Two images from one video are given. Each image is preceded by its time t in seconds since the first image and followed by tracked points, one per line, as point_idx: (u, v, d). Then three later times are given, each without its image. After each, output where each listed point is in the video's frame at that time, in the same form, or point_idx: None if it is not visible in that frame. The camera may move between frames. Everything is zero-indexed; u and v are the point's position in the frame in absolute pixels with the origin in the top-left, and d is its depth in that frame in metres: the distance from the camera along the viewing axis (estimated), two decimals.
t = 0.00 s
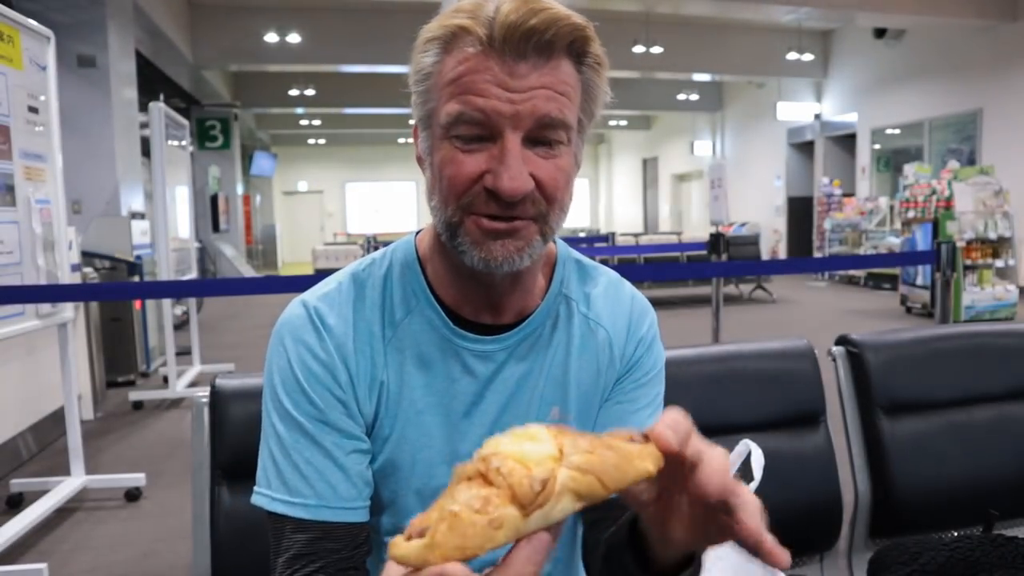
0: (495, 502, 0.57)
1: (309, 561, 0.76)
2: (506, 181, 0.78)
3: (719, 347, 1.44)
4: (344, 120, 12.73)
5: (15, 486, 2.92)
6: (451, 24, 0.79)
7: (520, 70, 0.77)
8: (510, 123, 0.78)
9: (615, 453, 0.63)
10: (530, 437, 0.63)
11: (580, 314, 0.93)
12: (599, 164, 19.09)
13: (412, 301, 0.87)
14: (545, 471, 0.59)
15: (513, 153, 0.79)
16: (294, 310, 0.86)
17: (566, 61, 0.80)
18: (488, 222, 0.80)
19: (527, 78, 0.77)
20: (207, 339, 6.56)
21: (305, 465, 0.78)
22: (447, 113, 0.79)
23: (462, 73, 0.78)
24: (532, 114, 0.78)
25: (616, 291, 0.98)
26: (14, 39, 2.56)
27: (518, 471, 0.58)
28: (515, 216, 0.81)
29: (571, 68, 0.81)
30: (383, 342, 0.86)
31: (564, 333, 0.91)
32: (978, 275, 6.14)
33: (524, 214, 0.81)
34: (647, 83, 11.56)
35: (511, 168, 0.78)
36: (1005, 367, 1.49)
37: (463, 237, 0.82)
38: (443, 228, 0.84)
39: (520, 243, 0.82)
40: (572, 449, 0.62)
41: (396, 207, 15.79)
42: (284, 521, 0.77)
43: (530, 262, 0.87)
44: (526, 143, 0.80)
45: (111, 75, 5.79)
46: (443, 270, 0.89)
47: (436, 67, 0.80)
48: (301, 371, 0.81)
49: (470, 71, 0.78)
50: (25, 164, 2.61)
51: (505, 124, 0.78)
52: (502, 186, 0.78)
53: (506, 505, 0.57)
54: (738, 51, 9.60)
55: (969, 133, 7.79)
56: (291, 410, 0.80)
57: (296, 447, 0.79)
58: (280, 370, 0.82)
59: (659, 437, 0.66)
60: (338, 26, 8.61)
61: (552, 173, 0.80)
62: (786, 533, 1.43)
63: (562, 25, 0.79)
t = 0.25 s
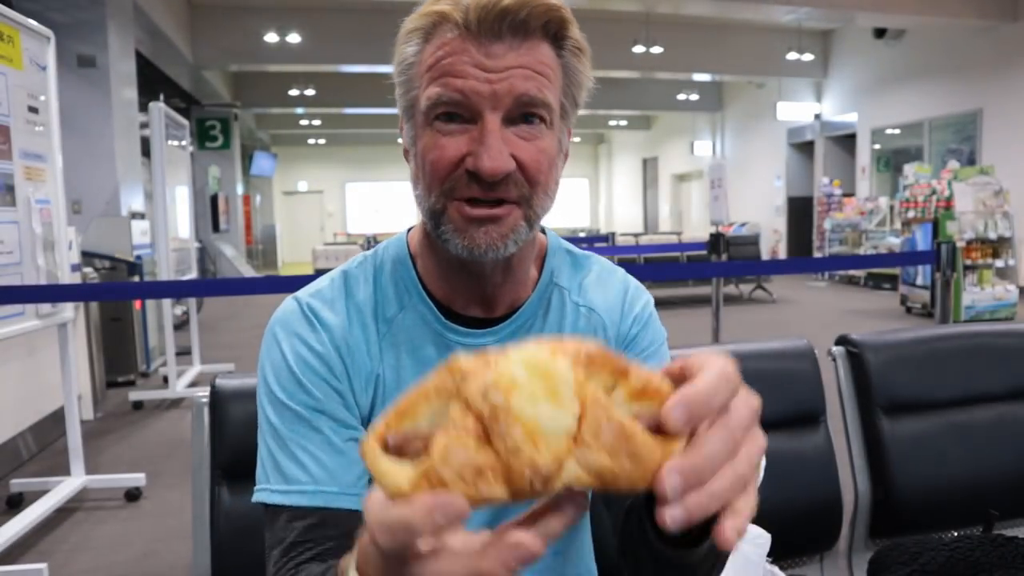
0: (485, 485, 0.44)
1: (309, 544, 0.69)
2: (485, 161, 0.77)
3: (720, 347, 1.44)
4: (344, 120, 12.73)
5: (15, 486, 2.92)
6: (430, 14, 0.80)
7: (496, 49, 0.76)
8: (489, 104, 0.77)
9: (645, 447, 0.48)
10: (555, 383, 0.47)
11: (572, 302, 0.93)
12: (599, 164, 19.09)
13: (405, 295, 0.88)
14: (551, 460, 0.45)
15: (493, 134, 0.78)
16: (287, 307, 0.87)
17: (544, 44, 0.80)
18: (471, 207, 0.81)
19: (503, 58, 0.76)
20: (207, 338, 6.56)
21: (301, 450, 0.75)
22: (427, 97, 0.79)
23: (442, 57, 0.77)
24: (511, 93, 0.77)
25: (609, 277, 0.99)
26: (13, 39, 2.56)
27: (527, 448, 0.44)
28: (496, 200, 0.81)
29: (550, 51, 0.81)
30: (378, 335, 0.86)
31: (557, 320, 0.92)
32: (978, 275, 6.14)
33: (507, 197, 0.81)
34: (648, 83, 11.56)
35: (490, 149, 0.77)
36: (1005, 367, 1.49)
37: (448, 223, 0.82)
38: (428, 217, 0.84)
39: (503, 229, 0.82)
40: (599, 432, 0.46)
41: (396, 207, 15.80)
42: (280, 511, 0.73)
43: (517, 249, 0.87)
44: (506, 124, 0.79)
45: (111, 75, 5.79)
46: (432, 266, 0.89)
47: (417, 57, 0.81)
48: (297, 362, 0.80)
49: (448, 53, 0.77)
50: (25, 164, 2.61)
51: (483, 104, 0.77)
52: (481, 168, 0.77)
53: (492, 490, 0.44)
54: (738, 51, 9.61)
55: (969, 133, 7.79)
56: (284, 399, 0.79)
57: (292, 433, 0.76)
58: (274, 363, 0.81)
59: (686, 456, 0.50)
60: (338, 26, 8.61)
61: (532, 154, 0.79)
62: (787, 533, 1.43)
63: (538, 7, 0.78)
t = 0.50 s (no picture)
0: (410, 412, 0.45)
1: (301, 527, 0.71)
2: (472, 141, 0.83)
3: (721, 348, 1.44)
4: (344, 120, 12.71)
5: (15, 486, 2.92)
6: None
7: (483, 31, 0.82)
8: (476, 84, 0.82)
9: (600, 364, 0.48)
10: (493, 287, 0.48)
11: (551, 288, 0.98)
12: (599, 164, 19.07)
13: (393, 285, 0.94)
14: (486, 381, 0.46)
15: (480, 115, 0.84)
16: (277, 301, 0.93)
17: (530, 27, 0.85)
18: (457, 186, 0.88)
19: (490, 37, 0.82)
20: (207, 339, 6.55)
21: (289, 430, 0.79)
22: (418, 77, 0.85)
23: (431, 39, 0.83)
24: (498, 74, 0.82)
25: (600, 263, 1.01)
26: (13, 38, 2.56)
27: (457, 368, 0.46)
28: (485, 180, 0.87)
29: (536, 34, 0.86)
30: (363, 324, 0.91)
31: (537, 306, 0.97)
32: (978, 275, 6.14)
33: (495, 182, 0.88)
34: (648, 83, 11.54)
35: (477, 129, 0.83)
36: (1005, 368, 1.49)
37: (439, 208, 0.90)
38: (421, 200, 0.92)
39: (492, 219, 0.90)
40: (546, 349, 0.47)
41: (396, 207, 15.78)
42: (277, 496, 0.77)
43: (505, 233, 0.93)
44: (494, 105, 0.85)
45: (111, 75, 5.79)
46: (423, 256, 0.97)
47: (408, 41, 0.88)
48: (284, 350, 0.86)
49: (438, 35, 0.83)
50: (25, 164, 2.61)
51: (470, 85, 0.82)
52: (469, 147, 0.83)
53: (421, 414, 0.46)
54: (739, 51, 9.61)
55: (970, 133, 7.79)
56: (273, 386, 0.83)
57: (279, 415, 0.81)
58: (263, 354, 0.87)
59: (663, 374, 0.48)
60: (338, 25, 8.61)
61: (521, 136, 0.85)
62: (786, 534, 1.44)
63: None
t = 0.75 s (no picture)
0: (415, 445, 0.45)
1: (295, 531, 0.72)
2: (471, 139, 0.83)
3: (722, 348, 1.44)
4: (344, 120, 12.72)
5: (15, 486, 2.92)
6: None
7: (481, 27, 0.82)
8: (474, 82, 0.83)
9: (609, 392, 0.49)
10: (496, 308, 0.49)
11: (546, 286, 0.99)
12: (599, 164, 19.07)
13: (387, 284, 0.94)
14: (493, 414, 0.47)
15: (478, 113, 0.85)
16: (270, 302, 0.93)
17: (529, 24, 0.86)
18: (453, 186, 0.89)
19: (489, 35, 0.83)
20: (206, 339, 6.55)
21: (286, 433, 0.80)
22: (412, 73, 0.85)
23: (426, 36, 0.84)
24: (496, 71, 0.83)
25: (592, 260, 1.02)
26: (13, 38, 2.56)
27: (463, 401, 0.46)
28: (484, 177, 0.88)
29: (534, 32, 0.87)
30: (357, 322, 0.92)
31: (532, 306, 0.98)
32: (978, 275, 6.14)
33: (493, 179, 0.88)
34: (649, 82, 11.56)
35: (474, 127, 0.83)
36: (1005, 368, 1.49)
37: (433, 203, 0.90)
38: (415, 197, 0.92)
39: (490, 213, 0.90)
40: (553, 375, 0.48)
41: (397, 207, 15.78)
42: (270, 499, 0.77)
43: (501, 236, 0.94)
44: (491, 103, 0.86)
45: (111, 76, 5.79)
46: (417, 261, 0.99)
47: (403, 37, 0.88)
48: (279, 352, 0.86)
49: (434, 30, 0.83)
50: (25, 164, 2.61)
51: (468, 82, 0.83)
52: (467, 145, 0.84)
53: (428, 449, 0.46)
54: (738, 51, 9.61)
55: (969, 133, 7.79)
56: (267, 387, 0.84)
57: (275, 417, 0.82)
58: (257, 355, 0.87)
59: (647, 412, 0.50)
60: (338, 26, 8.61)
61: (519, 133, 0.86)
62: (786, 534, 1.44)
63: None
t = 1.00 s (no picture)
0: (412, 441, 0.45)
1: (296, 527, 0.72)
2: (471, 141, 0.84)
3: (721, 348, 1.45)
4: (345, 120, 12.72)
5: (16, 486, 2.92)
6: None
7: (482, 29, 0.82)
8: (474, 84, 0.83)
9: (605, 389, 0.49)
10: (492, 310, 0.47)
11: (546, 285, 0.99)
12: (599, 164, 19.08)
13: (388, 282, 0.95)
14: (489, 411, 0.46)
15: (478, 115, 0.85)
16: (271, 299, 0.93)
17: (530, 26, 0.86)
18: (453, 188, 0.90)
19: (490, 36, 0.82)
20: (206, 339, 6.55)
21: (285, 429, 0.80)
22: (413, 75, 0.85)
23: (427, 37, 0.83)
24: (497, 74, 0.83)
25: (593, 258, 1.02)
26: (13, 38, 2.56)
27: (461, 399, 0.46)
28: (485, 178, 0.89)
29: (535, 33, 0.87)
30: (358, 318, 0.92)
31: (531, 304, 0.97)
32: (977, 275, 6.14)
33: (493, 180, 0.90)
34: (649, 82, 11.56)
35: (475, 129, 0.84)
36: (1004, 368, 1.49)
37: (433, 202, 0.91)
38: (415, 196, 0.93)
39: (490, 214, 0.91)
40: (548, 372, 0.47)
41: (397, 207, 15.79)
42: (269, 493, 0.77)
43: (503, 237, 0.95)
44: (492, 105, 0.86)
45: (111, 76, 5.79)
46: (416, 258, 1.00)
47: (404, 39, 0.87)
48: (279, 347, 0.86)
49: (434, 32, 0.83)
50: (25, 164, 2.61)
51: (468, 85, 0.83)
52: (467, 147, 0.85)
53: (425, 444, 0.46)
54: (738, 51, 9.61)
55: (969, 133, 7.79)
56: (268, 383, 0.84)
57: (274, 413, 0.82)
58: (258, 349, 0.87)
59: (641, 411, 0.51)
60: (338, 26, 8.61)
61: (519, 135, 0.87)
62: (787, 534, 1.44)
63: None
